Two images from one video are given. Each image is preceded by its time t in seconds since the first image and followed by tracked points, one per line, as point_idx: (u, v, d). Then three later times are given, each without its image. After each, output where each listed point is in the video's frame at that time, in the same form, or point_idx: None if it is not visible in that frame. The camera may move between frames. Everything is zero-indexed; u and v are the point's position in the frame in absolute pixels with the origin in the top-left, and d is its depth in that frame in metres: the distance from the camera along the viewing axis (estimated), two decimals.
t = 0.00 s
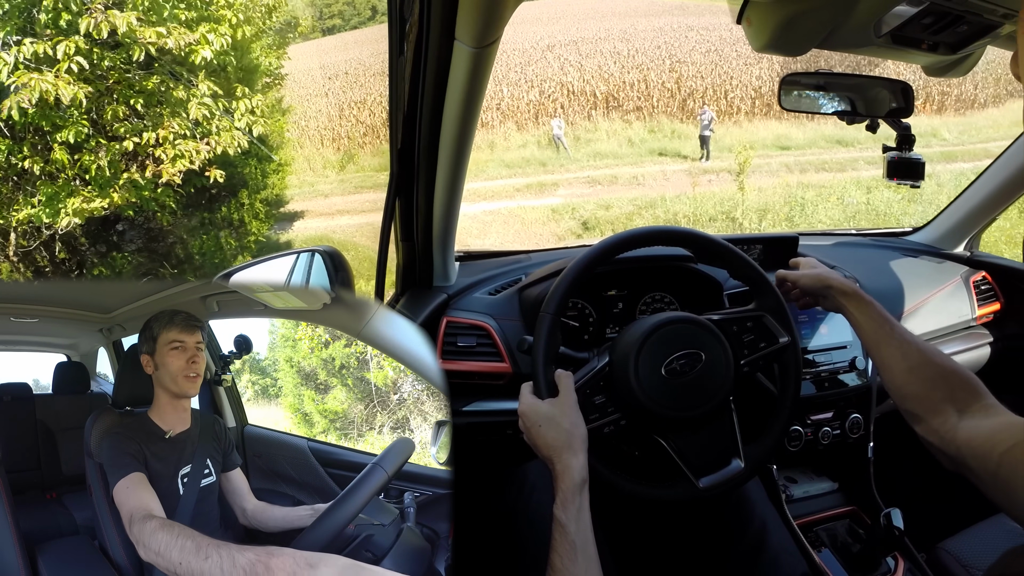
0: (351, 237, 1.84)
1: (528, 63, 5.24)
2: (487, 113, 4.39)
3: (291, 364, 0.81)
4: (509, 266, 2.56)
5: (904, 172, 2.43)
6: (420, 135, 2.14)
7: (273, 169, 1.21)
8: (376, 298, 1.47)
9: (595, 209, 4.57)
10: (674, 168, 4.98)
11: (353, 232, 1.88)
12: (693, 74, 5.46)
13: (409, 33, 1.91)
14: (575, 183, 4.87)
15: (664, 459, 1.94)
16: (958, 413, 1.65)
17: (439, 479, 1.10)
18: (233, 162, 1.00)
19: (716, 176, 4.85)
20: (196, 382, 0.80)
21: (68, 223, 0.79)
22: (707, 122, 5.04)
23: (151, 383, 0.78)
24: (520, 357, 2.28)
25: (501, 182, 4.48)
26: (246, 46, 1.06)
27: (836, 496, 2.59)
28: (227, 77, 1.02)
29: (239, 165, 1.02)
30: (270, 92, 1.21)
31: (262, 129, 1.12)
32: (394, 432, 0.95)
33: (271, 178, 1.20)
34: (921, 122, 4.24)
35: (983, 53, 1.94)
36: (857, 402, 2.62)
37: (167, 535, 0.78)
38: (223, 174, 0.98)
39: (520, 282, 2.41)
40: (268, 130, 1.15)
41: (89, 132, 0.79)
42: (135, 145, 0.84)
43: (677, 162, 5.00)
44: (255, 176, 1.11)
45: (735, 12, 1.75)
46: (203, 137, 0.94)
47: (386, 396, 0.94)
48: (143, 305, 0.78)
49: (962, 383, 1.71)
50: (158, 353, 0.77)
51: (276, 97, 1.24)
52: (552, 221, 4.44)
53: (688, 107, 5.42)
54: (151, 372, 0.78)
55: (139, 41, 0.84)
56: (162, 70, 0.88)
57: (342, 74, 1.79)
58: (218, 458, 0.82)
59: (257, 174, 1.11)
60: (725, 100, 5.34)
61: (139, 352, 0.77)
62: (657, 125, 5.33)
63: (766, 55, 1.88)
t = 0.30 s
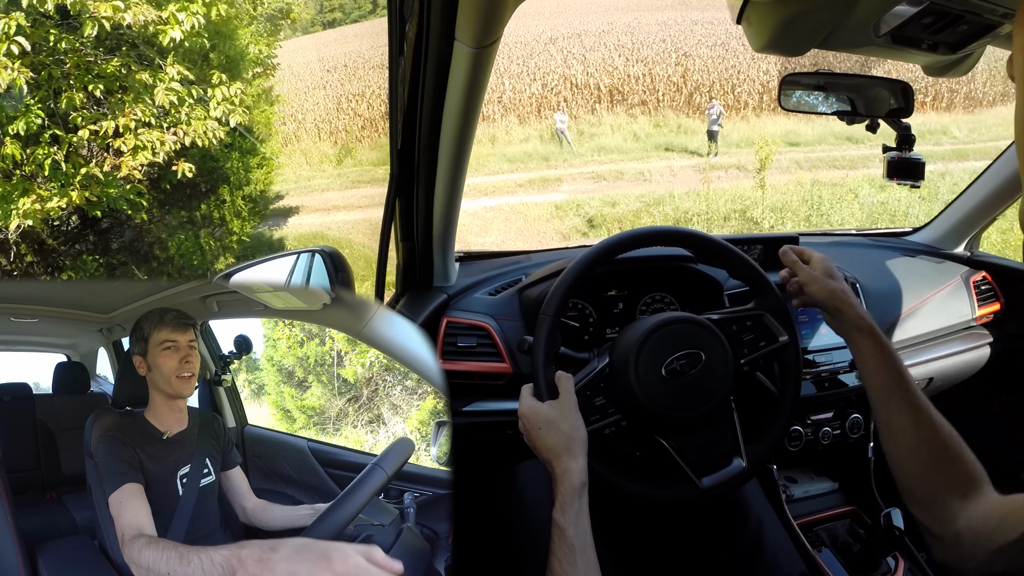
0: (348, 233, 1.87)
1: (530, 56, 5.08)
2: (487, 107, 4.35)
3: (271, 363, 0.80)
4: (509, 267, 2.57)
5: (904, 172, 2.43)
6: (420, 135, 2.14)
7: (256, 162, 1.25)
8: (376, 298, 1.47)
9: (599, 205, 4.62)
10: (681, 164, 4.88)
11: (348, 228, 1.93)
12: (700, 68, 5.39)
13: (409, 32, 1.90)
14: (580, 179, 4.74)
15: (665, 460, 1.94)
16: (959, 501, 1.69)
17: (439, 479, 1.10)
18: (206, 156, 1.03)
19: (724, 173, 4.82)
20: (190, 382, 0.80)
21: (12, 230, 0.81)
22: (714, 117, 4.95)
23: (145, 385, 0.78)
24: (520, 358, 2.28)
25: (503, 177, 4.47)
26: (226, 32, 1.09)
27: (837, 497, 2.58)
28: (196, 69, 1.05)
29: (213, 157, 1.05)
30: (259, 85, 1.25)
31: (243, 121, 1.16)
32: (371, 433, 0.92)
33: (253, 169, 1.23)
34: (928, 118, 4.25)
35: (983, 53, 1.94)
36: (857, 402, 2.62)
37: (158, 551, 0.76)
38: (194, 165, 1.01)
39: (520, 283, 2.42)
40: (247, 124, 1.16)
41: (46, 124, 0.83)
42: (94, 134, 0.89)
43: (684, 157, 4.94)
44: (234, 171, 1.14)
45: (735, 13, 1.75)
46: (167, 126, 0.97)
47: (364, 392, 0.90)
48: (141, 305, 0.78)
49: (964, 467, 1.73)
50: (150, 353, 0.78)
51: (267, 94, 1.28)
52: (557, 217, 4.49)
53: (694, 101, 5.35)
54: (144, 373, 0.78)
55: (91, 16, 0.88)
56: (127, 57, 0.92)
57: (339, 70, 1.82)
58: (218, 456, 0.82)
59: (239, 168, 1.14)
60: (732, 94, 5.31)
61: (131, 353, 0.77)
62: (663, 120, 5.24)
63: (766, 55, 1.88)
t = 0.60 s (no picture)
0: (345, 237, 1.91)
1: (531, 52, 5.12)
2: (488, 105, 4.39)
3: (257, 369, 0.81)
4: (508, 266, 2.57)
5: (903, 172, 2.43)
6: (420, 136, 2.14)
7: (239, 166, 1.24)
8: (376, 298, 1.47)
9: (604, 204, 4.78)
10: (687, 161, 4.92)
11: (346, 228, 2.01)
12: (703, 63, 5.35)
13: (409, 32, 1.90)
14: (583, 177, 4.91)
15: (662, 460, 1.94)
16: (938, 556, 1.63)
17: (439, 479, 1.09)
18: (158, 157, 0.97)
19: (731, 170, 4.77)
20: (203, 382, 0.79)
21: None
22: (720, 113, 4.89)
23: (157, 383, 0.77)
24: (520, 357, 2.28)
25: (503, 177, 4.53)
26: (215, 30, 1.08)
27: (837, 497, 2.58)
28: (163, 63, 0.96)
29: (172, 160, 0.99)
30: (245, 83, 1.24)
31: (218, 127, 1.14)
32: (346, 434, 0.90)
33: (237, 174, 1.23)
34: (939, 113, 4.26)
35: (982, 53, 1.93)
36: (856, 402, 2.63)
37: (178, 556, 0.77)
38: (157, 171, 0.96)
39: (519, 282, 2.42)
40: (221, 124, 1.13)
41: None
42: (48, 141, 0.82)
43: (690, 155, 4.94)
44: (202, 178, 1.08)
45: (735, 13, 1.75)
46: (128, 127, 0.91)
47: (338, 395, 0.88)
48: (142, 306, 0.78)
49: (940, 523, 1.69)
50: (165, 352, 0.77)
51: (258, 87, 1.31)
52: (559, 218, 4.59)
53: (699, 97, 5.27)
54: (157, 372, 0.77)
55: (30, 7, 0.78)
56: (79, 54, 0.85)
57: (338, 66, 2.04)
58: (222, 457, 0.81)
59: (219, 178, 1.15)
60: (737, 90, 5.28)
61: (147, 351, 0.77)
62: (666, 116, 5.25)
63: (766, 55, 1.88)
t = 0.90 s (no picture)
0: (342, 242, 1.74)
1: (535, 53, 5.12)
2: (492, 108, 4.42)
3: (246, 364, 0.80)
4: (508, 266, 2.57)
5: (903, 172, 2.43)
6: (420, 135, 2.14)
7: (223, 169, 0.94)
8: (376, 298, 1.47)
9: (610, 211, 4.75)
10: (695, 166, 4.91)
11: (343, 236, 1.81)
12: (709, 66, 5.24)
13: (409, 32, 1.90)
14: (588, 182, 4.92)
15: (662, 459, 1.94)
16: (925, 563, 1.67)
17: (439, 479, 1.10)
18: (126, 162, 0.80)
19: (744, 175, 4.70)
20: (195, 384, 0.80)
21: None
22: (727, 117, 4.83)
23: (150, 386, 0.78)
24: (520, 357, 2.29)
25: (506, 181, 4.58)
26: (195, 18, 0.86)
27: (836, 497, 2.58)
28: (135, 51, 0.79)
29: (152, 167, 0.83)
30: (237, 82, 0.99)
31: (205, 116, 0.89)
32: (325, 429, 0.86)
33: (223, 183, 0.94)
34: (949, 118, 4.22)
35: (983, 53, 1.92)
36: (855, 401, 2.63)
37: (178, 559, 0.78)
38: (126, 176, 0.80)
39: (519, 282, 2.42)
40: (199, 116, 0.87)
41: None
42: None
43: (697, 159, 4.94)
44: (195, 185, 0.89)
45: (735, 13, 1.75)
46: (89, 126, 0.77)
47: (318, 390, 0.85)
48: (141, 306, 0.78)
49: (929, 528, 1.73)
50: (154, 354, 0.77)
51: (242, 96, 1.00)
52: (564, 224, 4.61)
53: (706, 100, 5.19)
54: (148, 375, 0.77)
55: None
56: (37, 46, 0.74)
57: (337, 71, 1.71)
58: (219, 459, 0.82)
59: (205, 184, 0.89)
60: (744, 94, 5.24)
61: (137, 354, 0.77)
62: (673, 120, 5.17)
63: (766, 54, 1.88)
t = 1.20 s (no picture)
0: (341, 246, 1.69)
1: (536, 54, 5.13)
2: (492, 109, 4.43)
3: (246, 364, 0.80)
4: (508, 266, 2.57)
5: (903, 172, 2.43)
6: (420, 135, 2.14)
7: (204, 175, 0.93)
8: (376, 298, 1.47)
9: (616, 216, 4.58)
10: (701, 167, 4.87)
11: (342, 243, 1.74)
12: (713, 66, 5.26)
13: (409, 32, 1.90)
14: (591, 185, 4.83)
15: (663, 459, 1.94)
16: (939, 549, 1.70)
17: (440, 479, 1.10)
18: (93, 171, 0.77)
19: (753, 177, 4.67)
20: (197, 382, 0.80)
21: None
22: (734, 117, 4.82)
23: (154, 383, 0.78)
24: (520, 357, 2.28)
25: (507, 185, 4.53)
26: (168, 18, 0.84)
27: (836, 497, 2.58)
28: (101, 50, 0.77)
29: (124, 175, 0.79)
30: (223, 84, 1.03)
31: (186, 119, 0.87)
32: (307, 430, 0.85)
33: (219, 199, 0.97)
34: (956, 116, 4.24)
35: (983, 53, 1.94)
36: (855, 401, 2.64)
37: (175, 556, 0.78)
38: (83, 188, 0.77)
39: (519, 282, 2.42)
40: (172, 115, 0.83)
41: None
42: None
43: (702, 159, 4.91)
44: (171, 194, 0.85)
45: (735, 14, 1.75)
46: (38, 133, 0.73)
47: (303, 393, 0.84)
48: (142, 305, 0.77)
49: (938, 513, 1.76)
50: (159, 353, 0.77)
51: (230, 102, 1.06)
52: (568, 230, 4.38)
53: (711, 101, 5.21)
54: (153, 372, 0.78)
55: None
56: None
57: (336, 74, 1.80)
58: (221, 457, 0.81)
59: (184, 192, 0.86)
60: (749, 94, 5.23)
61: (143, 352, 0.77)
62: (677, 121, 5.18)
63: (766, 54, 1.88)
